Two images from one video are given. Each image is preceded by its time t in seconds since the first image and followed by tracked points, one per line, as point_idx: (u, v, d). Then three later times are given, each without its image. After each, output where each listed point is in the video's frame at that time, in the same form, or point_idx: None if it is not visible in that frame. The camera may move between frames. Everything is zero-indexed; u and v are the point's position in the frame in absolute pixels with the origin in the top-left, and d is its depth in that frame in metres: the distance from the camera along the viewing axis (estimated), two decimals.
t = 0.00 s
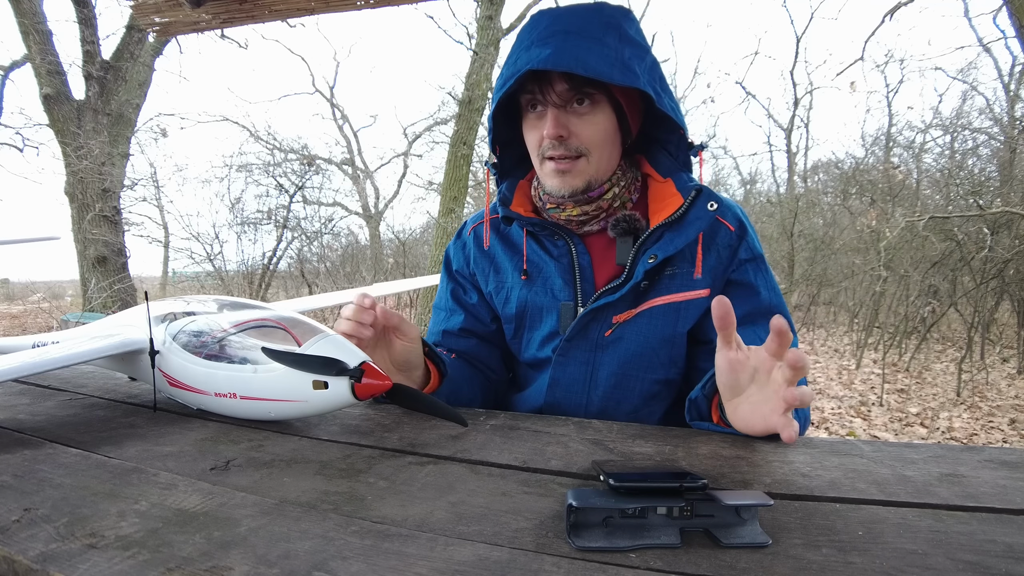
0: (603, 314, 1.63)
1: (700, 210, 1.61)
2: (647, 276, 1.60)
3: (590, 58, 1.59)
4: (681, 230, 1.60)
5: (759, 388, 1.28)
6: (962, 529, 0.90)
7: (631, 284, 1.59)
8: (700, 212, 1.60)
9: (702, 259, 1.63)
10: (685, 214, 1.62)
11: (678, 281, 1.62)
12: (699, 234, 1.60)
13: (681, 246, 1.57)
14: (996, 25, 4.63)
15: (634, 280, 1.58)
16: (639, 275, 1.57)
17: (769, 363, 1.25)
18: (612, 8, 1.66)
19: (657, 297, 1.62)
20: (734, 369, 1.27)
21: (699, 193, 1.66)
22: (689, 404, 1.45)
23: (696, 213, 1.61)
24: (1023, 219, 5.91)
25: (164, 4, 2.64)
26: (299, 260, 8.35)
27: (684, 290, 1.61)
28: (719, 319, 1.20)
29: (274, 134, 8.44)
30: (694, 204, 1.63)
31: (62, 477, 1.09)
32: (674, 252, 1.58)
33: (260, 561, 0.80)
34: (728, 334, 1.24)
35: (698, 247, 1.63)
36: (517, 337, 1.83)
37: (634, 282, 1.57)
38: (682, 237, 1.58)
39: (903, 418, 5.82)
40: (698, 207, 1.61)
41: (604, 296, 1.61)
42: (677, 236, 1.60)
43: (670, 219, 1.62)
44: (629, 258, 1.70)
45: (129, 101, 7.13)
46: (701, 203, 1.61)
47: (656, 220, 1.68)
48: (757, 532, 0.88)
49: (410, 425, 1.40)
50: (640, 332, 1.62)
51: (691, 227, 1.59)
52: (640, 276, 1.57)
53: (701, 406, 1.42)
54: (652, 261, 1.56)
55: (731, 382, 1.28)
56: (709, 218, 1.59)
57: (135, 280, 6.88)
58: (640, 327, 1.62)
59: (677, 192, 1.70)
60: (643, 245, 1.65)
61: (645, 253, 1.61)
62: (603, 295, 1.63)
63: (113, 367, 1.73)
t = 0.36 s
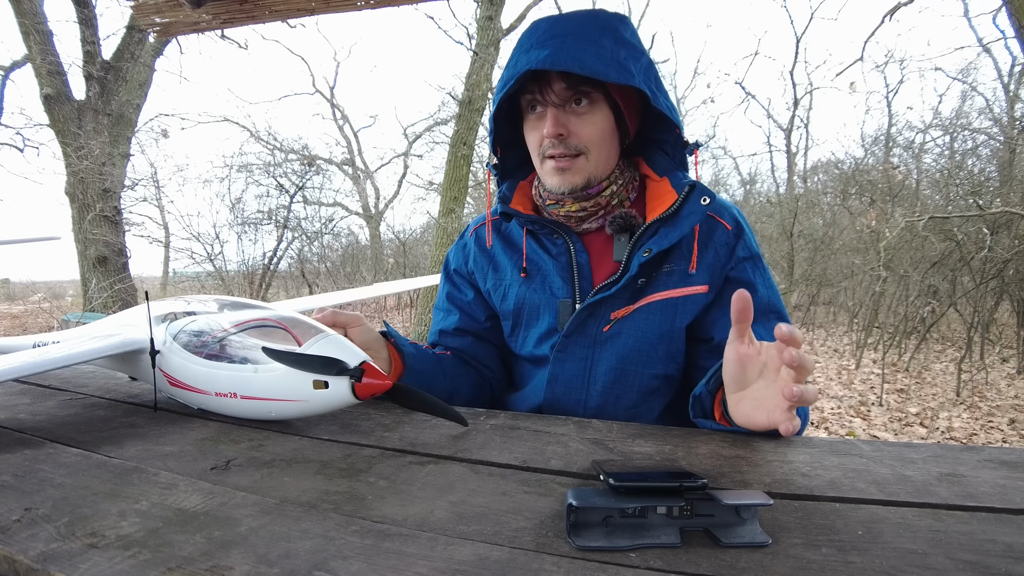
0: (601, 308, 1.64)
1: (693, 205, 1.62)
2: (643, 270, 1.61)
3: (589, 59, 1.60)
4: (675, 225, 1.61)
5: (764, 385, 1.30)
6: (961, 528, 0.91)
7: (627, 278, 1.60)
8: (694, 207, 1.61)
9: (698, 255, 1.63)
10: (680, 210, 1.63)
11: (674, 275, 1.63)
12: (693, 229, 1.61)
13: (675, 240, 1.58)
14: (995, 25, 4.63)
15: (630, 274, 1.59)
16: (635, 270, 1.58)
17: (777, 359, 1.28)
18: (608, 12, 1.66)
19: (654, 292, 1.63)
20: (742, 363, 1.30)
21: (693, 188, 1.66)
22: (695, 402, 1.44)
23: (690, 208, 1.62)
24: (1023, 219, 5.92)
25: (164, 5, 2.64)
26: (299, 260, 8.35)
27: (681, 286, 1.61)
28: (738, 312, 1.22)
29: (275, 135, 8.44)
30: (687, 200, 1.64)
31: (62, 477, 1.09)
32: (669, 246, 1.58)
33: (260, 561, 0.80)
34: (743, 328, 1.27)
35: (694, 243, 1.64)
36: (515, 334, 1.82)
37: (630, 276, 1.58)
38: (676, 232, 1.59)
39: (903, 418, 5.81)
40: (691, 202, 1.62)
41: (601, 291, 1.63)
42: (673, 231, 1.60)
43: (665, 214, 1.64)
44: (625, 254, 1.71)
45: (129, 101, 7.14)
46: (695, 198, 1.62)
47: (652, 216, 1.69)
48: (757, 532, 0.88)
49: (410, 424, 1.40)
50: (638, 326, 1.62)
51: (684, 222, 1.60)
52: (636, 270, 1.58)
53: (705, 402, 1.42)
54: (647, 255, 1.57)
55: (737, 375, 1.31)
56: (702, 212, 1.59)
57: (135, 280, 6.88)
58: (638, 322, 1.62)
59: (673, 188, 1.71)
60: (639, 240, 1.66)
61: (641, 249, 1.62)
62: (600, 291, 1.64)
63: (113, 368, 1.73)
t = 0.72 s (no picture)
0: (603, 309, 1.64)
1: (700, 209, 1.62)
2: (646, 272, 1.62)
3: (604, 61, 1.61)
4: (681, 228, 1.61)
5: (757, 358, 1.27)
6: (961, 528, 0.91)
7: (631, 279, 1.60)
8: (701, 212, 1.62)
9: (701, 259, 1.64)
10: (685, 213, 1.64)
11: (676, 278, 1.63)
12: (699, 233, 1.61)
13: (681, 244, 1.59)
14: (995, 24, 4.61)
15: (634, 275, 1.59)
16: (639, 270, 1.58)
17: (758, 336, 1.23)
18: (623, 13, 1.67)
19: (656, 293, 1.63)
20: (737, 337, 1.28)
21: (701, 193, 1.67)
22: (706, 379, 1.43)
23: (696, 212, 1.63)
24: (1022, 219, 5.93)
25: (165, 5, 2.64)
26: (299, 259, 8.36)
27: (684, 288, 1.62)
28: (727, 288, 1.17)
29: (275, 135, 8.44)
30: (695, 204, 1.64)
31: (62, 477, 1.09)
32: (674, 249, 1.59)
33: (260, 561, 0.80)
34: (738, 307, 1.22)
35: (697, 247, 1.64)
36: (516, 333, 1.82)
37: (633, 277, 1.58)
38: (682, 236, 1.60)
39: (903, 418, 5.81)
40: (698, 207, 1.63)
41: (604, 291, 1.63)
42: (678, 234, 1.61)
43: (670, 217, 1.64)
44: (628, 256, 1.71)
45: (129, 101, 7.15)
46: (702, 203, 1.63)
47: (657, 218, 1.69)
48: (757, 532, 0.88)
49: (410, 424, 1.40)
50: (640, 328, 1.62)
51: (690, 226, 1.61)
52: (639, 271, 1.58)
53: (715, 382, 1.41)
54: (652, 257, 1.58)
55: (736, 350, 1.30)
56: (709, 217, 1.60)
57: (135, 280, 6.88)
58: (640, 323, 1.62)
59: (680, 192, 1.71)
60: (643, 242, 1.67)
61: (645, 250, 1.62)
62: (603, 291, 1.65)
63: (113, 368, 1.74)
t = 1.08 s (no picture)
0: (605, 312, 1.63)
1: (708, 216, 1.62)
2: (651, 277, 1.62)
3: (616, 64, 1.60)
4: (687, 234, 1.61)
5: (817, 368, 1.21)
6: (961, 529, 0.91)
7: (635, 283, 1.60)
8: (708, 218, 1.62)
9: (706, 264, 1.63)
10: (693, 219, 1.64)
11: (681, 283, 1.63)
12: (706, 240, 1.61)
13: (687, 250, 1.59)
14: (996, 22, 4.59)
15: (638, 279, 1.59)
16: (644, 276, 1.58)
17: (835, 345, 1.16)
18: (636, 14, 1.67)
19: (660, 297, 1.63)
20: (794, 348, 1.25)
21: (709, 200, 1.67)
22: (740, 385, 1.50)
23: (704, 219, 1.63)
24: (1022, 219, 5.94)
25: (165, 5, 2.64)
26: (299, 259, 8.36)
27: (688, 292, 1.62)
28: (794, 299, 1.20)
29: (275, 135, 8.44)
30: (703, 211, 1.64)
31: (62, 477, 1.09)
32: (679, 255, 1.59)
33: (260, 561, 0.80)
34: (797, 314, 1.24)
35: (703, 253, 1.64)
36: (516, 335, 1.82)
37: (638, 282, 1.59)
38: (688, 242, 1.60)
39: (903, 418, 5.81)
40: (706, 213, 1.63)
41: (608, 295, 1.63)
42: (684, 240, 1.61)
43: (677, 223, 1.64)
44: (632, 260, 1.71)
45: (129, 101, 7.16)
46: (710, 210, 1.63)
47: (663, 223, 1.69)
48: (757, 532, 0.88)
49: (411, 425, 1.40)
50: (642, 331, 1.62)
51: (697, 232, 1.61)
52: (644, 276, 1.59)
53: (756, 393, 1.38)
54: (657, 263, 1.58)
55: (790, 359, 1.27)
56: (717, 225, 1.61)
57: (135, 280, 6.88)
58: (642, 327, 1.62)
59: (687, 197, 1.71)
60: (648, 247, 1.67)
61: (650, 255, 1.63)
62: (606, 295, 1.64)
63: (113, 368, 1.74)
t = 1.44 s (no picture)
0: (606, 312, 1.63)
1: (711, 218, 1.65)
2: (651, 277, 1.62)
3: (627, 65, 1.60)
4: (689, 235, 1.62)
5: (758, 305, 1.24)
6: (962, 529, 0.91)
7: (635, 283, 1.60)
8: (710, 221, 1.64)
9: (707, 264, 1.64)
10: (695, 221, 1.65)
11: (681, 282, 1.63)
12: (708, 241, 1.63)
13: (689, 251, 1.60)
14: (996, 21, 4.59)
15: (638, 278, 1.59)
16: (644, 274, 1.58)
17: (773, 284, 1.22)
18: (648, 14, 1.67)
19: (660, 296, 1.63)
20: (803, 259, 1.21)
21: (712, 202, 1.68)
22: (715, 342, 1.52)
23: (707, 221, 1.65)
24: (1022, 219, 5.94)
25: (165, 5, 2.64)
26: (299, 259, 8.35)
27: (688, 291, 1.62)
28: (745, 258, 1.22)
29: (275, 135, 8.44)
30: (705, 212, 1.66)
31: (62, 477, 1.09)
32: (681, 256, 1.60)
33: (260, 561, 0.80)
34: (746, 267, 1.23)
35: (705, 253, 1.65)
36: (515, 332, 1.82)
37: (637, 280, 1.59)
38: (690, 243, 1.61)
39: (903, 418, 5.81)
40: (709, 215, 1.65)
41: (608, 294, 1.63)
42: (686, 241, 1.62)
43: (679, 224, 1.64)
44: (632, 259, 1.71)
45: (129, 101, 7.16)
46: (713, 212, 1.65)
47: (665, 223, 1.69)
48: (757, 532, 0.88)
49: (411, 425, 1.40)
50: (642, 331, 1.63)
51: (700, 234, 1.63)
52: (644, 276, 1.59)
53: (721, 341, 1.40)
54: (657, 262, 1.58)
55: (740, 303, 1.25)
56: (720, 227, 1.61)
57: (135, 280, 6.88)
58: (642, 327, 1.63)
59: (690, 198, 1.71)
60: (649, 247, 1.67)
61: (651, 255, 1.63)
62: (606, 294, 1.64)
63: (113, 368, 1.74)
